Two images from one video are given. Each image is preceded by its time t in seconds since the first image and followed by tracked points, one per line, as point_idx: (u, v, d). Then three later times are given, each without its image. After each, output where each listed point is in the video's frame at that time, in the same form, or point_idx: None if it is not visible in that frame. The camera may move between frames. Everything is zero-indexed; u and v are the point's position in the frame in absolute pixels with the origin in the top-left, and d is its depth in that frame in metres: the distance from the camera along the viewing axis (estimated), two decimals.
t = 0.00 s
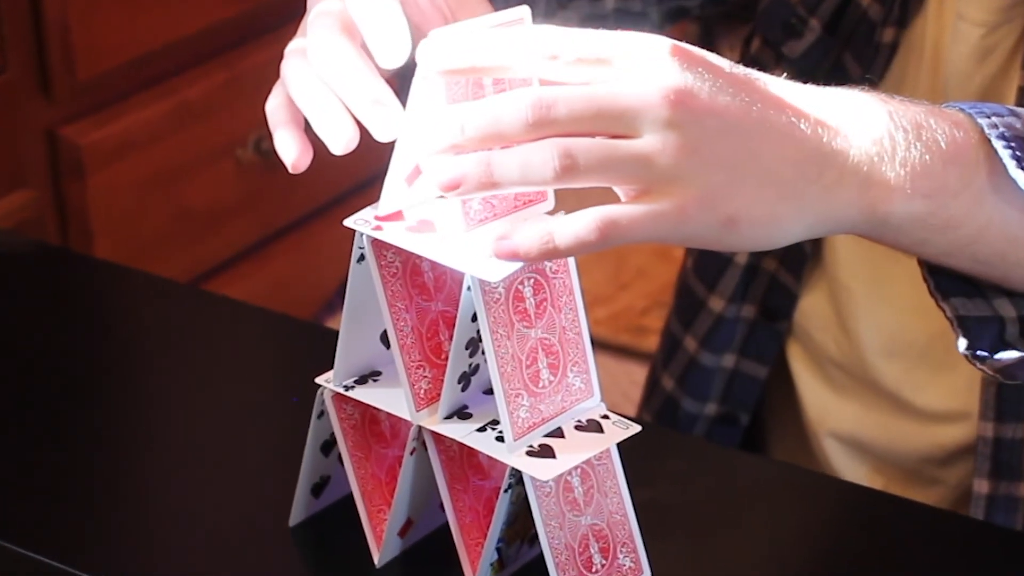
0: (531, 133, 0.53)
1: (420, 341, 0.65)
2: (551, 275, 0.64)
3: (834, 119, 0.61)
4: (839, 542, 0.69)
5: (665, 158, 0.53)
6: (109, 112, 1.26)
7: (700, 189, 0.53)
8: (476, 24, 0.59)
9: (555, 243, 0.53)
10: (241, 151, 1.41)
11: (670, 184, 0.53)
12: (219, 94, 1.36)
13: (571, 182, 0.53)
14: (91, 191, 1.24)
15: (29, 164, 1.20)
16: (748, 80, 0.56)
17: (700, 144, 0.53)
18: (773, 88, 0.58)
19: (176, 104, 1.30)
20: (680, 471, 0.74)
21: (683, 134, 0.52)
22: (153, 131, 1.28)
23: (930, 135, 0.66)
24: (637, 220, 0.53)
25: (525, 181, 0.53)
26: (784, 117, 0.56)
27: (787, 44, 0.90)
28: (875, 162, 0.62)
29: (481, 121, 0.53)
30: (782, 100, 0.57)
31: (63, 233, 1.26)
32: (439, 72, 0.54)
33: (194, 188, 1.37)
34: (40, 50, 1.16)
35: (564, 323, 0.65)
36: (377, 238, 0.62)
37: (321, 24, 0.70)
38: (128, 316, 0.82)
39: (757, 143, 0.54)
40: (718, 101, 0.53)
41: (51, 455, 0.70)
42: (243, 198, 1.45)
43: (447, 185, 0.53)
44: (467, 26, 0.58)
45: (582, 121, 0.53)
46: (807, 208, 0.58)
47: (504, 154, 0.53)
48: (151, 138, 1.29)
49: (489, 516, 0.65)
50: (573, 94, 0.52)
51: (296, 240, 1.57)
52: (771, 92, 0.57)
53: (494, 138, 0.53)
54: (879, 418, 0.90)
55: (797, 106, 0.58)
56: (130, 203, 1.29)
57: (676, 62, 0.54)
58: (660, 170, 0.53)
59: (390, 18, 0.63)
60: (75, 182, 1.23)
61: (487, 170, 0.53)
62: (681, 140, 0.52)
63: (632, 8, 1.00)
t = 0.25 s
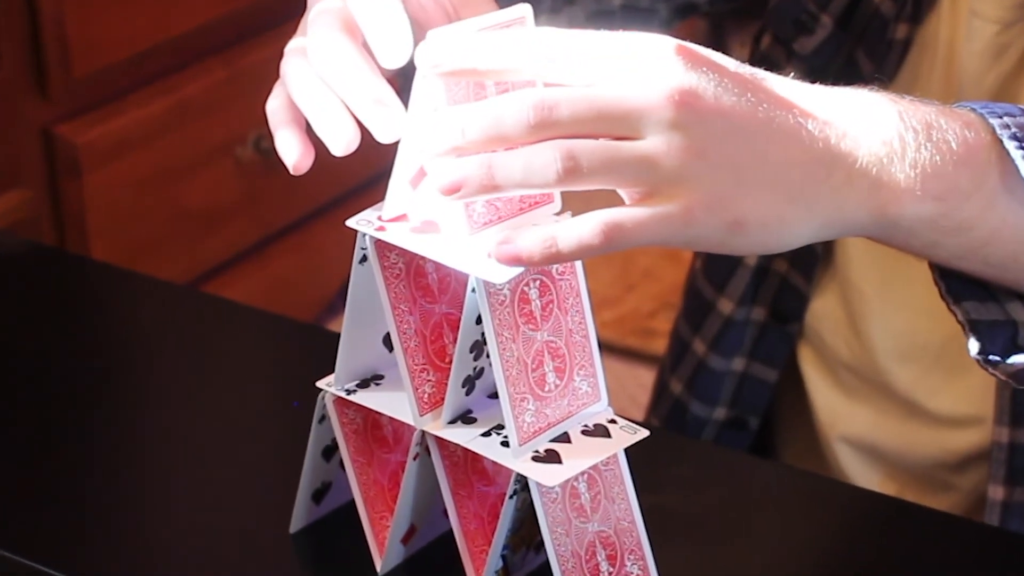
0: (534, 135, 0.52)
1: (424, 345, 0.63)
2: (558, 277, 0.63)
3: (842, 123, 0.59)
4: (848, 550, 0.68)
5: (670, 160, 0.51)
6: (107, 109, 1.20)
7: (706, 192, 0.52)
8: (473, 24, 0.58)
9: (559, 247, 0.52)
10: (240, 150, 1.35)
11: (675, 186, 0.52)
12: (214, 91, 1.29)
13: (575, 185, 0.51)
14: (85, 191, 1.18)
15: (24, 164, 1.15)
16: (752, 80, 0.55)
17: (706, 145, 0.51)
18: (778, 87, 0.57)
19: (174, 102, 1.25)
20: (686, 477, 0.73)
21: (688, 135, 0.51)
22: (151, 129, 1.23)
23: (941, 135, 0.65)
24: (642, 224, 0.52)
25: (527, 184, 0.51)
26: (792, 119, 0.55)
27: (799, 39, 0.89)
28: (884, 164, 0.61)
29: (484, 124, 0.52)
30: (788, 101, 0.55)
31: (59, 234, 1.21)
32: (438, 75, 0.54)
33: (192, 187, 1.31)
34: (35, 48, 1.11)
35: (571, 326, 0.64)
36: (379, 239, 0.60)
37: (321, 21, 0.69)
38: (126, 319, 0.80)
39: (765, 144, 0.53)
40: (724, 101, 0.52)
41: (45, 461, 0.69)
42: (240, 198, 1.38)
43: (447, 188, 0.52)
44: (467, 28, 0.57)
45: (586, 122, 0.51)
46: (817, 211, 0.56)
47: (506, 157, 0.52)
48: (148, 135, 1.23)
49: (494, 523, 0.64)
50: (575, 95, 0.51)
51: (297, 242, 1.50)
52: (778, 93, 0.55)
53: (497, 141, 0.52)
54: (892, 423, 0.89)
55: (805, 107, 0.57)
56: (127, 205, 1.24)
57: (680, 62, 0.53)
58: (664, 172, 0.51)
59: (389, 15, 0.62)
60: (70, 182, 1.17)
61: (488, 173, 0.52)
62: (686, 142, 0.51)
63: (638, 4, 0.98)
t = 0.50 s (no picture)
0: (539, 135, 0.50)
1: (428, 348, 0.62)
2: (565, 279, 0.62)
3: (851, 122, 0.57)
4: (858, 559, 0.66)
5: (678, 160, 0.50)
6: (103, 108, 1.16)
7: (714, 193, 0.50)
8: (477, 20, 0.57)
9: (564, 250, 0.51)
10: (239, 148, 1.31)
11: (683, 187, 0.50)
12: (213, 88, 1.26)
13: (581, 186, 0.50)
14: (84, 192, 1.14)
15: (18, 164, 1.11)
16: (760, 78, 0.53)
17: (715, 145, 0.50)
18: (786, 87, 0.55)
19: (173, 100, 1.21)
20: (694, 483, 0.71)
21: (696, 135, 0.50)
22: (150, 127, 1.19)
23: (954, 135, 0.64)
24: (649, 226, 0.50)
25: (532, 185, 0.50)
26: (801, 118, 0.53)
27: (809, 37, 0.87)
28: (897, 164, 0.59)
29: (488, 124, 0.51)
30: (797, 100, 0.54)
31: (55, 234, 1.17)
32: (439, 74, 0.52)
33: (192, 186, 1.27)
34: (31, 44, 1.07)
35: (577, 328, 0.63)
36: (382, 239, 0.59)
37: (322, 19, 0.67)
38: (125, 321, 0.79)
39: (776, 144, 0.51)
40: (732, 100, 0.51)
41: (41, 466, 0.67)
42: (238, 199, 1.34)
43: (450, 190, 0.51)
44: (471, 25, 0.56)
45: (590, 121, 0.50)
46: (827, 210, 0.54)
47: (511, 158, 0.51)
48: (146, 132, 1.19)
49: (499, 530, 0.62)
50: (581, 94, 0.50)
51: (297, 242, 1.47)
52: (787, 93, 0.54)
53: (501, 141, 0.51)
54: (904, 428, 0.87)
55: (815, 107, 0.55)
56: (125, 205, 1.20)
57: (688, 60, 0.52)
58: (672, 172, 0.50)
59: (389, 13, 0.60)
60: (68, 183, 1.13)
61: (492, 174, 0.50)
62: (695, 142, 0.50)
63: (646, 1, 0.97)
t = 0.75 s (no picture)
0: (542, 142, 0.49)
1: (432, 352, 0.61)
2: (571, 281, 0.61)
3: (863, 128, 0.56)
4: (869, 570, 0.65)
5: (685, 166, 0.48)
6: (100, 106, 1.15)
7: (722, 200, 0.49)
8: (480, 20, 0.56)
9: (569, 258, 0.49)
10: (240, 147, 1.30)
11: (690, 194, 0.49)
12: (212, 88, 1.25)
13: (587, 194, 0.49)
14: (80, 193, 1.13)
15: (11, 161, 1.10)
16: (769, 83, 0.52)
17: (723, 151, 0.49)
18: (795, 92, 0.54)
19: (170, 98, 1.20)
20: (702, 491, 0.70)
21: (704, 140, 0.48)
22: (149, 126, 1.18)
23: (966, 139, 0.62)
24: (656, 235, 0.49)
25: (536, 193, 0.49)
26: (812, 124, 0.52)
27: (819, 34, 0.87)
28: (908, 170, 0.58)
29: (490, 132, 0.49)
30: (805, 105, 0.53)
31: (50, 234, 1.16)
32: (443, 78, 0.51)
33: (191, 185, 1.26)
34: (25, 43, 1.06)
35: (584, 331, 0.61)
36: (384, 241, 0.58)
37: (321, 18, 0.66)
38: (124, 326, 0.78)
39: (786, 150, 0.50)
40: (740, 105, 0.49)
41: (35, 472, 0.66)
42: (238, 199, 1.33)
43: (453, 198, 0.49)
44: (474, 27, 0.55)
45: (597, 127, 0.49)
46: (836, 214, 0.53)
47: (515, 165, 0.49)
48: (145, 132, 1.18)
49: (503, 536, 0.61)
50: (586, 99, 0.49)
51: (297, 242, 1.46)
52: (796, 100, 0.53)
53: (503, 148, 0.49)
54: (917, 433, 0.86)
55: (824, 112, 0.54)
56: (121, 206, 1.19)
57: (695, 64, 0.50)
58: (679, 178, 0.48)
59: (389, 14, 0.59)
60: (62, 183, 1.12)
61: (495, 181, 0.49)
62: (702, 147, 0.48)
63: None
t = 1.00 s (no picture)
0: (546, 143, 0.48)
1: (435, 356, 0.60)
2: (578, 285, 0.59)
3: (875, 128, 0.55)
4: None
5: (693, 167, 0.47)
6: (98, 104, 1.14)
7: (731, 203, 0.48)
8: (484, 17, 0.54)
9: (574, 261, 0.47)
10: (239, 146, 1.29)
11: (698, 196, 0.47)
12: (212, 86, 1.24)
13: (594, 195, 0.47)
14: (77, 191, 1.12)
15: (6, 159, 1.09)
16: (780, 83, 0.51)
17: (732, 152, 0.47)
18: (806, 91, 0.53)
19: (168, 96, 1.18)
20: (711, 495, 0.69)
21: (712, 142, 0.47)
22: (148, 125, 1.17)
23: (980, 140, 0.61)
24: (664, 236, 0.47)
25: (541, 195, 0.47)
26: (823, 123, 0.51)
27: (829, 31, 0.86)
28: (921, 171, 0.56)
29: (493, 130, 0.48)
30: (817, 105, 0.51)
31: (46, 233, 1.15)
32: (445, 77, 0.49)
33: (190, 184, 1.25)
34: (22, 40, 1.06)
35: (590, 334, 0.60)
36: (386, 242, 0.57)
37: (320, 16, 0.65)
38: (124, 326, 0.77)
39: (797, 149, 0.49)
40: (749, 105, 0.48)
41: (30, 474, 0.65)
42: (238, 198, 1.32)
43: (456, 199, 0.48)
44: (477, 25, 0.54)
45: (603, 126, 0.47)
46: (848, 215, 0.52)
47: (519, 165, 0.48)
48: (144, 130, 1.17)
49: (509, 543, 0.60)
50: (591, 99, 0.47)
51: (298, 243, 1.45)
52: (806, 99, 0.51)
53: (506, 149, 0.48)
54: (929, 438, 0.85)
55: (834, 112, 0.53)
56: (118, 205, 1.17)
57: (703, 63, 0.49)
58: (687, 180, 0.47)
59: (388, 12, 0.58)
60: (59, 181, 1.11)
61: (500, 182, 0.47)
62: (710, 148, 0.47)
63: None
